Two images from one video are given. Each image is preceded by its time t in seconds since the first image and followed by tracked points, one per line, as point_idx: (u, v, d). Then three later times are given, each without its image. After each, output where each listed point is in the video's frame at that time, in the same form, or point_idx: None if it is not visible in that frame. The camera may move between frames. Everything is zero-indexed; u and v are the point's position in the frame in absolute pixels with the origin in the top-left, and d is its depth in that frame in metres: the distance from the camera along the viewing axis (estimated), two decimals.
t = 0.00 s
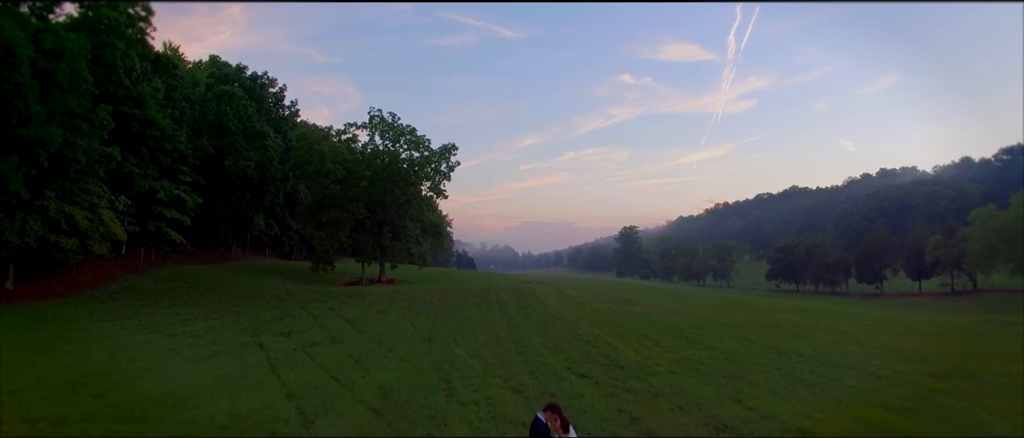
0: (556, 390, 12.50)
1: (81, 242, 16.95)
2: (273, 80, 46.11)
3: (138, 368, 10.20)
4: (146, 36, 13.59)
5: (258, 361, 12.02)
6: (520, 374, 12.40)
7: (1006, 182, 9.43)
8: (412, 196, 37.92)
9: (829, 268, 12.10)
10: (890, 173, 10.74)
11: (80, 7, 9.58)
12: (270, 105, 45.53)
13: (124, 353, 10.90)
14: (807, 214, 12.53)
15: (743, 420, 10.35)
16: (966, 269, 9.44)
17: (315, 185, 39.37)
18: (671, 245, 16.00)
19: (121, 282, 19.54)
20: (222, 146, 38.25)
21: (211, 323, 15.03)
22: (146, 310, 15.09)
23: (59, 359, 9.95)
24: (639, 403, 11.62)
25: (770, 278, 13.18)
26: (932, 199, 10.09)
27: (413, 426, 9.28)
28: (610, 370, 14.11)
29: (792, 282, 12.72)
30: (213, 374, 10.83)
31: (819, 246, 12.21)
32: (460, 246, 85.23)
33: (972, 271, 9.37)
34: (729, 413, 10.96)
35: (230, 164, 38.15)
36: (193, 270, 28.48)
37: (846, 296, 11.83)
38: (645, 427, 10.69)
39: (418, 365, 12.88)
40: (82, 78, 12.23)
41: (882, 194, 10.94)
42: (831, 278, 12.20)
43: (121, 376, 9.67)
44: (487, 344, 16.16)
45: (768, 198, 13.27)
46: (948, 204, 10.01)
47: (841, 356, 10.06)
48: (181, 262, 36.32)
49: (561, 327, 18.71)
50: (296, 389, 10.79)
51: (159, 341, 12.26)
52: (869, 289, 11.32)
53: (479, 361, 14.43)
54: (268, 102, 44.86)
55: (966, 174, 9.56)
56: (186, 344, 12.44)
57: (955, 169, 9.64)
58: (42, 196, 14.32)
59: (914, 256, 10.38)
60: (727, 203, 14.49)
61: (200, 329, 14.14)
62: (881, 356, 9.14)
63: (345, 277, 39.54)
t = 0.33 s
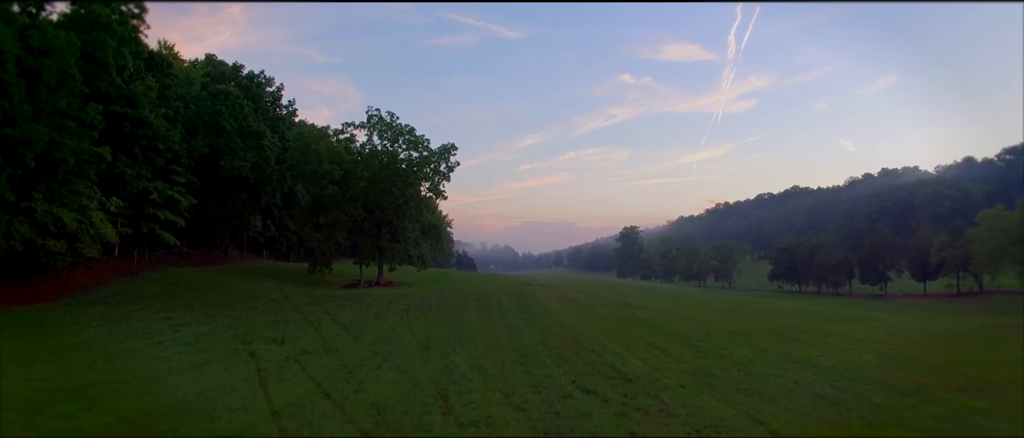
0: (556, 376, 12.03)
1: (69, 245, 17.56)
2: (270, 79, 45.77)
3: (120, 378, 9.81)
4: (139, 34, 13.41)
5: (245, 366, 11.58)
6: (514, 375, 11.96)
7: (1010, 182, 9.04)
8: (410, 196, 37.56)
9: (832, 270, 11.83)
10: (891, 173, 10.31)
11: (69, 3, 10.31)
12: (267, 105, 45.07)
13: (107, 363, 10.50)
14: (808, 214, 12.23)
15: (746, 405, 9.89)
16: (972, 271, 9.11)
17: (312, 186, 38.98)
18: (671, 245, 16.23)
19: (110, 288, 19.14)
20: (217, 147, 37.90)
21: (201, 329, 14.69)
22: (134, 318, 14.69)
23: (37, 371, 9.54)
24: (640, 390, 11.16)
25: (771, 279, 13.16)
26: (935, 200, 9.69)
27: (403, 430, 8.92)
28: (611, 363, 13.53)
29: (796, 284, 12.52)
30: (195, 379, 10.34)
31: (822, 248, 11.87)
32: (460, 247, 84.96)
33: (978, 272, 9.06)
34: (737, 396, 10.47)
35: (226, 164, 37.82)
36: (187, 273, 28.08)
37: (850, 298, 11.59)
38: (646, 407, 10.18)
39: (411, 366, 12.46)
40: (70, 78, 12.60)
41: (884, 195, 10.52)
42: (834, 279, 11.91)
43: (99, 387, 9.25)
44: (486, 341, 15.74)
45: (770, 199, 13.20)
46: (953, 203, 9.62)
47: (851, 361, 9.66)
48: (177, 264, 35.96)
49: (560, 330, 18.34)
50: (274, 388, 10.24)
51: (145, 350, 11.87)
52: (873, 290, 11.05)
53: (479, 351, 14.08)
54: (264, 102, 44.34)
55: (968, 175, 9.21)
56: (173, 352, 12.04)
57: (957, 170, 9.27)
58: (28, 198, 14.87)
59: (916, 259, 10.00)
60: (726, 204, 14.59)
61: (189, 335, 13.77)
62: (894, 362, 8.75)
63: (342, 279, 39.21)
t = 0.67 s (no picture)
0: (562, 390, 11.03)
1: (57, 248, 18.22)
2: (267, 78, 45.44)
3: (97, 391, 9.36)
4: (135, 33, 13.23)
5: (235, 374, 11.23)
6: (512, 382, 11.57)
7: (1018, 180, 7.28)
8: (409, 197, 37.33)
9: (837, 270, 11.50)
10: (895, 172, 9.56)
11: None
12: (264, 104, 44.69)
13: (88, 375, 10.10)
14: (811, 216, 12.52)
15: (771, 425, 8.79)
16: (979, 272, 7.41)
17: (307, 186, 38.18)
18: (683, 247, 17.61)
19: (100, 292, 18.88)
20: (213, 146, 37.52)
21: (193, 334, 14.51)
22: (125, 324, 14.55)
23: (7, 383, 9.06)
24: (656, 404, 10.20)
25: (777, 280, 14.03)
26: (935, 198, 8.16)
27: None
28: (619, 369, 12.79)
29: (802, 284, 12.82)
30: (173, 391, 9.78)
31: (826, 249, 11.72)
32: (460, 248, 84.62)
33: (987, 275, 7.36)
34: (755, 413, 9.61)
35: (221, 164, 37.37)
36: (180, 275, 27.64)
37: (854, 300, 11.12)
38: (659, 428, 8.98)
39: (405, 376, 11.87)
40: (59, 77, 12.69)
41: (889, 194, 9.88)
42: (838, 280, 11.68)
43: (72, 401, 8.79)
44: (485, 347, 15.42)
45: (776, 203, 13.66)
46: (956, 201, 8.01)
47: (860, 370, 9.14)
48: (171, 267, 35.61)
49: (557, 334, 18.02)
50: (260, 401, 9.61)
51: (132, 359, 11.56)
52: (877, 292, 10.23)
53: (478, 359, 13.73)
54: (261, 101, 43.97)
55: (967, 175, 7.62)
56: (162, 361, 11.75)
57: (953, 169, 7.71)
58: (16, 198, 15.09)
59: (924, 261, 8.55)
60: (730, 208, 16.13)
61: (180, 342, 13.57)
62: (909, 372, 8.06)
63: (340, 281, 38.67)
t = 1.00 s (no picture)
0: (563, 407, 10.65)
1: (43, 251, 18.47)
2: (264, 76, 45.16)
3: (68, 409, 8.98)
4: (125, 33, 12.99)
5: (220, 388, 10.86)
6: (514, 397, 11.13)
7: (1019, 183, 7.91)
8: (409, 198, 37.10)
9: (839, 271, 11.86)
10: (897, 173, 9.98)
11: None
12: (260, 103, 44.42)
13: (61, 391, 9.73)
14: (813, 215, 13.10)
15: None
16: (986, 273, 8.11)
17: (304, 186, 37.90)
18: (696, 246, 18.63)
19: (88, 297, 18.55)
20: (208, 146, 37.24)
21: (181, 342, 14.24)
22: (111, 331, 14.30)
23: None
24: (671, 426, 9.72)
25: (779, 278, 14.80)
26: (942, 199, 8.80)
27: None
28: (629, 384, 12.19)
29: (802, 282, 13.62)
30: (151, 408, 9.39)
31: (826, 251, 12.11)
32: (461, 248, 84.34)
33: (992, 274, 8.05)
34: (763, 429, 9.19)
35: (216, 164, 37.10)
36: (173, 278, 27.32)
37: (858, 301, 11.56)
38: None
39: (400, 390, 11.40)
40: (43, 73, 12.53)
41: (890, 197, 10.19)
42: (840, 281, 12.11)
43: (39, 420, 8.40)
44: (483, 356, 15.08)
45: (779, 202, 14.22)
46: (960, 204, 8.65)
47: (860, 374, 8.75)
48: (164, 270, 35.29)
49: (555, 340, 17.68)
50: (243, 420, 9.17)
51: (113, 370, 11.25)
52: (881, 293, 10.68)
53: (477, 370, 13.32)
54: (257, 100, 43.69)
55: (970, 176, 8.25)
56: (145, 371, 11.43)
57: (959, 171, 8.34)
58: None
59: (928, 262, 9.17)
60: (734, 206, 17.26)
61: (166, 350, 13.31)
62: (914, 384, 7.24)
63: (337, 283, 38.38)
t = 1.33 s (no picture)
0: (562, 421, 10.27)
1: (28, 253, 18.78)
2: (260, 75, 44.80)
3: (35, 429, 8.60)
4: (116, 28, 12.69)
5: (203, 403, 10.45)
6: (517, 416, 10.45)
7: None
8: (407, 199, 36.75)
9: (842, 272, 11.72)
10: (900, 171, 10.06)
11: None
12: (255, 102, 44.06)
13: (31, 406, 9.57)
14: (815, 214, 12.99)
15: None
16: (994, 273, 8.19)
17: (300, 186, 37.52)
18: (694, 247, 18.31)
19: (76, 302, 18.17)
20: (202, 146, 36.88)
21: (168, 350, 13.89)
22: (99, 338, 14.06)
23: None
24: None
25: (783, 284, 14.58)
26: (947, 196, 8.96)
27: None
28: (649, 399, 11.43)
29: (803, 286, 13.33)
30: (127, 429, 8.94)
31: (830, 249, 11.98)
32: (460, 248, 84.00)
33: (1000, 275, 8.11)
34: None
35: (211, 164, 36.73)
36: (166, 281, 26.96)
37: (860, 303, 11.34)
38: None
39: (395, 406, 10.95)
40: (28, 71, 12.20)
41: (892, 195, 10.23)
42: (843, 283, 11.94)
43: None
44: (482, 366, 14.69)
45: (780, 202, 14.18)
46: (965, 202, 8.78)
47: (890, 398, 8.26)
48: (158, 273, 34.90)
49: (557, 347, 17.29)
50: None
51: (92, 383, 10.95)
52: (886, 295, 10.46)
53: (477, 383, 12.94)
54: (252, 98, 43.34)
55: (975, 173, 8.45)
56: (126, 384, 11.09)
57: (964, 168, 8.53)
58: None
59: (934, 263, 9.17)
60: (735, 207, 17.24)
61: (152, 359, 13.01)
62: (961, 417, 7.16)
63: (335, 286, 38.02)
